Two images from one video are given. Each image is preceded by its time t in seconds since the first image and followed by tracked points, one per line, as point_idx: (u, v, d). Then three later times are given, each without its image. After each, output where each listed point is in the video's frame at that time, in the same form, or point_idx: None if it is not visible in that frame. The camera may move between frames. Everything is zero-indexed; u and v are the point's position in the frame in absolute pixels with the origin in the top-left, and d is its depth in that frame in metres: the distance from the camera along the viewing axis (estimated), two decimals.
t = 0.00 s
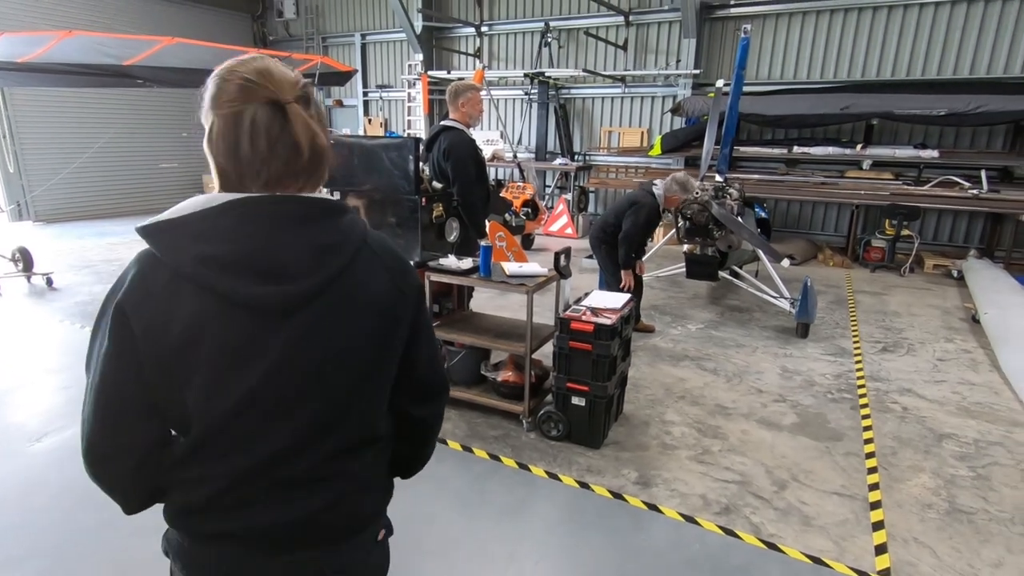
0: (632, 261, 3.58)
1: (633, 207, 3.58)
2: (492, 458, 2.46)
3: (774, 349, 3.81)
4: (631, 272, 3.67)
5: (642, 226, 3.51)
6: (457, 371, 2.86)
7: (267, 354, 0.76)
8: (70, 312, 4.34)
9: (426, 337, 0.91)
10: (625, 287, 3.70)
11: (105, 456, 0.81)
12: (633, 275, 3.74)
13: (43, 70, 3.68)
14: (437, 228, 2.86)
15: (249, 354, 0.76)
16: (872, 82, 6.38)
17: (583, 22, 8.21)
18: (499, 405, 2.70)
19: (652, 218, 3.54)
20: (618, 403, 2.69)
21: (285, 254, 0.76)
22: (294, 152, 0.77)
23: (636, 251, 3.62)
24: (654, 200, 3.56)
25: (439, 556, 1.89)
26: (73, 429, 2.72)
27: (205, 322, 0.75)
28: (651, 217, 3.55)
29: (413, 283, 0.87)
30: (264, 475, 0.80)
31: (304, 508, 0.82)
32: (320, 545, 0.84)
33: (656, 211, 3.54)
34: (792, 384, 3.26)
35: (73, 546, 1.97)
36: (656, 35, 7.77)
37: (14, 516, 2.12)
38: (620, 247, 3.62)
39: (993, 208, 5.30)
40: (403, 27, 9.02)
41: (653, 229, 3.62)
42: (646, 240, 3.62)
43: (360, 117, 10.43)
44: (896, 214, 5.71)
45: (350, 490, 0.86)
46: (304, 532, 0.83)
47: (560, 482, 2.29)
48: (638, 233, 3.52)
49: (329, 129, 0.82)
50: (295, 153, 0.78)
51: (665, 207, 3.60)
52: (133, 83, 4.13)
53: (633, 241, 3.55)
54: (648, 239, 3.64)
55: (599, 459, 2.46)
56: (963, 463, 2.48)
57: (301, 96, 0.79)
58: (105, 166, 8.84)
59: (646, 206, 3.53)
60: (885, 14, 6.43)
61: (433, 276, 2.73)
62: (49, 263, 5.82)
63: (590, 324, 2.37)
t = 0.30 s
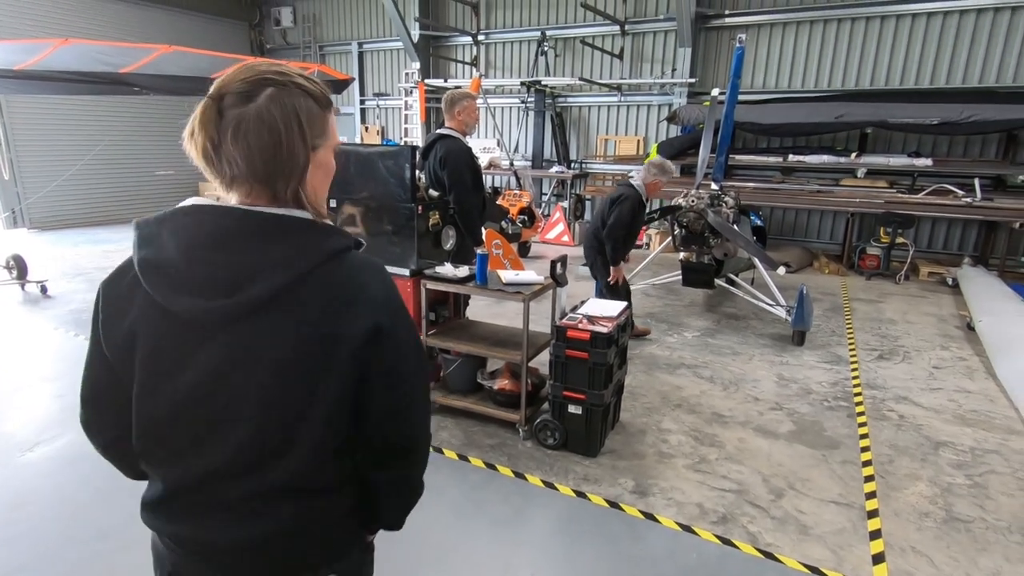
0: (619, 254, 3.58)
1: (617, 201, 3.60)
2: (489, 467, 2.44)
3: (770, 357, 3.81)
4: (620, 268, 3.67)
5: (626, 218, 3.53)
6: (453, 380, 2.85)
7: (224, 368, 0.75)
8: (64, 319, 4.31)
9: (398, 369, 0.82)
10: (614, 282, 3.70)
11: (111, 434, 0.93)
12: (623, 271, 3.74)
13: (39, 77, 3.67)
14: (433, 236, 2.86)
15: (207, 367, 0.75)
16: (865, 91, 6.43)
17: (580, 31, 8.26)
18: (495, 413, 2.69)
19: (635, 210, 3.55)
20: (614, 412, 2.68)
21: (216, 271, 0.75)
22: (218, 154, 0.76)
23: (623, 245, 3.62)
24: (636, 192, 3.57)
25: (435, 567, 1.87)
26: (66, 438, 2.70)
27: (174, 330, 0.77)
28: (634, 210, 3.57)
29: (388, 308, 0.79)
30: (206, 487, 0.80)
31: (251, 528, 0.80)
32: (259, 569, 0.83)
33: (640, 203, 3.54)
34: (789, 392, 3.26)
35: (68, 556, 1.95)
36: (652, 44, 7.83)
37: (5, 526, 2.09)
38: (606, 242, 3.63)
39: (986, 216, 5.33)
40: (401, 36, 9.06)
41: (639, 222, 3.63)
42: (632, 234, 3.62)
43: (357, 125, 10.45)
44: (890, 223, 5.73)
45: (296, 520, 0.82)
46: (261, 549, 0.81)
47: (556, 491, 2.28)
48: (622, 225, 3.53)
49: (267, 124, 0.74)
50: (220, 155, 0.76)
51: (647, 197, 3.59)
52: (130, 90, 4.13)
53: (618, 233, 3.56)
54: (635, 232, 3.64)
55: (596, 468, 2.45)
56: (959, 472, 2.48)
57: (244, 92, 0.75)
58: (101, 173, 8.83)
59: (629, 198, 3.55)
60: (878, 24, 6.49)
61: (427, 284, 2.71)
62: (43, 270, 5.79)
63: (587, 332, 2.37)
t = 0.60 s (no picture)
0: (608, 248, 3.54)
1: (602, 193, 3.55)
2: (485, 472, 2.43)
3: (767, 361, 3.80)
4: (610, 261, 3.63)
5: (612, 210, 3.49)
6: (448, 384, 2.83)
7: (157, 360, 0.72)
8: (58, 323, 4.29)
9: (304, 411, 0.68)
10: (605, 276, 3.66)
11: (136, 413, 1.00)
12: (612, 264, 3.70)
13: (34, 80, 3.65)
14: (430, 240, 2.85)
15: (143, 357, 0.73)
16: (861, 96, 6.45)
17: (576, 36, 8.27)
18: (491, 418, 2.67)
19: (620, 201, 3.51)
20: (611, 416, 2.67)
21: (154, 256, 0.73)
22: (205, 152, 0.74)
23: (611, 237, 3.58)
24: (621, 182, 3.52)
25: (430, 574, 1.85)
26: (59, 443, 2.67)
27: (130, 319, 0.77)
28: (620, 202, 3.52)
29: (302, 326, 0.67)
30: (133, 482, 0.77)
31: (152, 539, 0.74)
32: None
33: (626, 194, 3.50)
34: (786, 396, 3.25)
35: (62, 562, 1.92)
36: (648, 48, 7.84)
37: None
38: (594, 235, 3.58)
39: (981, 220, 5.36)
40: (397, 40, 9.07)
41: (626, 214, 3.59)
42: (620, 226, 3.59)
43: (354, 129, 10.44)
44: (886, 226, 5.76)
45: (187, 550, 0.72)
46: (172, 570, 0.74)
47: (552, 497, 2.26)
48: (610, 218, 3.49)
49: (257, 123, 0.71)
50: (207, 154, 0.74)
51: (632, 188, 3.54)
52: (126, 94, 4.11)
53: (606, 226, 3.52)
54: (622, 224, 3.61)
55: (592, 473, 2.43)
56: (956, 476, 2.47)
57: (242, 92, 0.72)
58: (96, 176, 8.80)
59: (614, 189, 3.50)
60: (873, 29, 6.52)
61: (423, 288, 2.71)
62: (36, 274, 5.74)
63: (583, 336, 2.36)
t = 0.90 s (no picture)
0: (591, 246, 3.49)
1: (579, 192, 3.52)
2: (479, 476, 2.41)
3: (761, 363, 3.81)
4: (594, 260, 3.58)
5: (591, 208, 3.45)
6: (442, 388, 2.82)
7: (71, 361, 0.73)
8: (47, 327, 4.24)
9: (182, 419, 0.64)
10: (590, 275, 3.60)
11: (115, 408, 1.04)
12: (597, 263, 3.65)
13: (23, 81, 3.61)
14: (424, 242, 2.83)
15: (64, 358, 0.75)
16: (853, 99, 6.49)
17: (570, 38, 8.27)
18: (485, 421, 2.66)
19: (598, 198, 3.48)
20: (605, 419, 2.65)
21: (68, 260, 0.74)
22: (136, 156, 0.73)
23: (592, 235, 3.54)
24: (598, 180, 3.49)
25: None
26: (46, 449, 2.63)
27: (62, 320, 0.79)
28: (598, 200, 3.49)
29: (174, 328, 0.63)
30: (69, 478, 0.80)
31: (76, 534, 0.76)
32: None
33: (603, 191, 3.48)
34: (780, 399, 3.25)
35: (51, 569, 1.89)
36: (641, 51, 7.86)
37: None
38: (575, 235, 3.54)
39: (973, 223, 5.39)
40: (391, 42, 9.04)
41: (605, 212, 3.56)
42: (600, 223, 3.55)
43: (347, 130, 10.41)
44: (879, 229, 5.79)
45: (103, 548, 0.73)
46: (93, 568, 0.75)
47: (547, 500, 2.25)
48: (589, 216, 3.46)
49: (187, 127, 0.71)
50: (138, 158, 0.73)
51: (609, 185, 3.51)
52: (117, 96, 4.08)
53: (586, 224, 3.48)
54: (603, 222, 3.58)
55: (587, 476, 2.42)
56: (950, 478, 2.48)
57: (173, 96, 0.72)
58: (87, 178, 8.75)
59: (591, 187, 3.47)
60: (865, 32, 6.55)
61: (417, 290, 2.70)
62: (25, 277, 5.68)
63: (577, 338, 2.35)
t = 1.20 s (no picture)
0: (564, 244, 3.40)
1: (557, 191, 3.45)
2: (476, 479, 2.40)
3: (757, 364, 3.81)
4: (570, 257, 3.48)
5: (566, 206, 3.37)
6: (439, 390, 2.80)
7: None
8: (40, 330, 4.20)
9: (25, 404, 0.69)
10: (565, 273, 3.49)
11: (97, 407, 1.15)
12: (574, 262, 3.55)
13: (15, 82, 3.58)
14: (420, 244, 2.81)
15: None
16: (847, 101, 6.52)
17: (565, 40, 8.28)
18: (482, 424, 2.64)
19: (574, 196, 3.38)
20: (603, 421, 2.64)
21: None
22: (62, 161, 0.79)
23: (568, 233, 3.44)
24: (575, 179, 3.40)
25: None
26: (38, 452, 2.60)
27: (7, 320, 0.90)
28: (574, 198, 3.40)
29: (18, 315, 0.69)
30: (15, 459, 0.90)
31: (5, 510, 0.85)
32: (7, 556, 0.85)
33: (579, 190, 3.38)
34: (777, 400, 3.25)
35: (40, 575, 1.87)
36: (637, 53, 7.87)
37: None
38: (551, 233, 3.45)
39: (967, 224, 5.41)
40: (387, 43, 9.03)
41: (584, 210, 3.47)
42: (577, 222, 3.46)
43: (342, 132, 10.38)
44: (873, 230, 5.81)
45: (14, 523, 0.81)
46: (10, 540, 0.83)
47: (544, 503, 2.24)
48: (563, 214, 3.37)
49: (111, 135, 0.78)
50: (64, 164, 0.79)
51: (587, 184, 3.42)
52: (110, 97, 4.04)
53: (560, 222, 3.39)
54: (581, 220, 3.48)
55: (584, 479, 2.41)
56: (947, 479, 2.48)
57: (95, 108, 0.79)
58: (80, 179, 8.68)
59: (566, 185, 3.38)
60: (859, 34, 6.59)
61: (413, 293, 2.69)
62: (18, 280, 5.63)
63: (574, 341, 2.34)
